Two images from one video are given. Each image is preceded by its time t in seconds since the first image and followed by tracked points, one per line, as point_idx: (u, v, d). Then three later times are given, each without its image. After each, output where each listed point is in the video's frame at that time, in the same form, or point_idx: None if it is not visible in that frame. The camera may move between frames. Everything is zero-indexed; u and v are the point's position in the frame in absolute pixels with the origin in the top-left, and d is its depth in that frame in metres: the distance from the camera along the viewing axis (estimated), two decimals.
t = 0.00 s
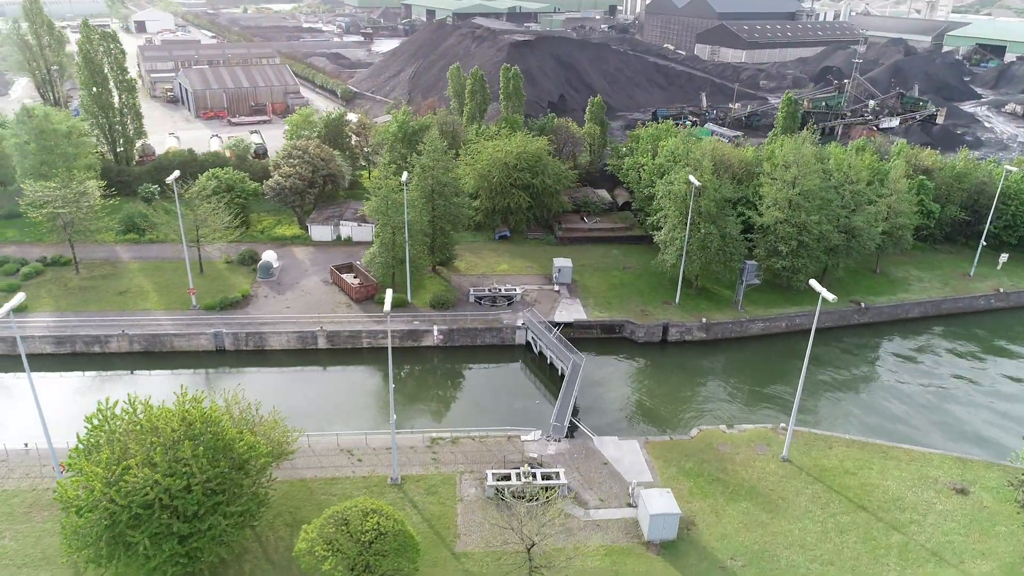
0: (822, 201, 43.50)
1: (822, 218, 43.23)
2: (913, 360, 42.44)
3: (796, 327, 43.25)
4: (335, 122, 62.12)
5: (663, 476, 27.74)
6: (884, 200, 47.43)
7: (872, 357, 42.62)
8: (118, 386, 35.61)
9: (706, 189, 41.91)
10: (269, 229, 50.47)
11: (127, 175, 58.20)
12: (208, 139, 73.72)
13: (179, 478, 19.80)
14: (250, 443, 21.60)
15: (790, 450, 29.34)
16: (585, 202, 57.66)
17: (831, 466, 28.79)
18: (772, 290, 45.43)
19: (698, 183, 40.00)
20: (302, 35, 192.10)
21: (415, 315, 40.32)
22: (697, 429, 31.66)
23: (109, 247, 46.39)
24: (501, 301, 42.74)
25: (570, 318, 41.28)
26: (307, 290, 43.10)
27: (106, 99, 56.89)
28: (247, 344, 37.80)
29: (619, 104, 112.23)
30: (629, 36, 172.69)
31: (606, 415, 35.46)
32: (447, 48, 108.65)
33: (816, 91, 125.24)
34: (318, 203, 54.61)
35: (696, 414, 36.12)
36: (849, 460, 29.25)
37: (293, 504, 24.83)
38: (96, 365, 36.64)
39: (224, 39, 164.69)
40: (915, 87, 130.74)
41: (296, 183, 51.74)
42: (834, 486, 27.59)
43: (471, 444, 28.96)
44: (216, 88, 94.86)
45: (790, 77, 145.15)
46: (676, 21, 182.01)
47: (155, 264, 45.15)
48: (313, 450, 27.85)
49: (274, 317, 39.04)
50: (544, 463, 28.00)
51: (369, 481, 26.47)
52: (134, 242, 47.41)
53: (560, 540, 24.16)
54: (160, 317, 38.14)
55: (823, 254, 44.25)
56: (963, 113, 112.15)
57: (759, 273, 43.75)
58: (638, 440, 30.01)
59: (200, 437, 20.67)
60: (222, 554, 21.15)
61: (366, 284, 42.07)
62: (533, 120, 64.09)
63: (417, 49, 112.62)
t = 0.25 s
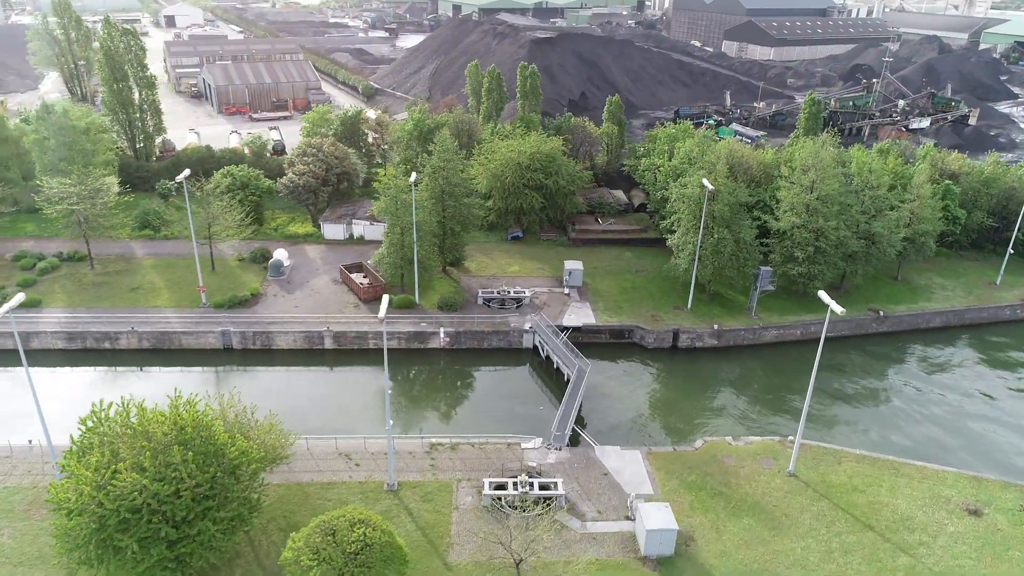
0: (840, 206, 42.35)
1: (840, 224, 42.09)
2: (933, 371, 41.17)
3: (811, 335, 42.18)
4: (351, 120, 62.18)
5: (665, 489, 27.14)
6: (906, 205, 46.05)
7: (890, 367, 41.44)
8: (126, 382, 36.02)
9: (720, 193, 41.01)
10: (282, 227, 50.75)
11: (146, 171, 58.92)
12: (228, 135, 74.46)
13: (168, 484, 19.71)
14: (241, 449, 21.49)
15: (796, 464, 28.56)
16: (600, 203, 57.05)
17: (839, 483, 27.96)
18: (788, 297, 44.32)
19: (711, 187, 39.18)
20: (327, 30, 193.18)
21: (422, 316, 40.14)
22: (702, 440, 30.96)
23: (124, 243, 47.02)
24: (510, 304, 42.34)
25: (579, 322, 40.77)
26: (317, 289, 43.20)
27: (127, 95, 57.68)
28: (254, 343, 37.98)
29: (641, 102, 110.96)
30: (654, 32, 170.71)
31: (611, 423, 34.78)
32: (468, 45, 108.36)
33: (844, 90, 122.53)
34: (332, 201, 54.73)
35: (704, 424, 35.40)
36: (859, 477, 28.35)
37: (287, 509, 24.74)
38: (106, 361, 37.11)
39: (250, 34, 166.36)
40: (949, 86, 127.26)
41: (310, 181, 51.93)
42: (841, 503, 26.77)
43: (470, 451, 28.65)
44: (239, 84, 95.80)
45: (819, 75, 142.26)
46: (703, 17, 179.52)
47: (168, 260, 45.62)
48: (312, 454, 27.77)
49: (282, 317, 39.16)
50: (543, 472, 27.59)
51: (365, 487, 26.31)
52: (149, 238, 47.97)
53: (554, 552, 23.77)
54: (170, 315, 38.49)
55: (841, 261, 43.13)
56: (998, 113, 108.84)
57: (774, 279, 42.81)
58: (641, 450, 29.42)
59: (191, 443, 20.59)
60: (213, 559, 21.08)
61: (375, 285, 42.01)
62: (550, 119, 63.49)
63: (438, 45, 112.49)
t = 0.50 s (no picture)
0: (858, 212, 41.30)
1: (857, 230, 41.06)
2: (952, 382, 39.98)
3: (826, 343, 41.20)
4: (366, 117, 62.28)
5: (665, 502, 26.63)
6: (928, 211, 44.78)
7: (906, 377, 40.36)
8: (135, 379, 36.38)
9: (733, 197, 40.28)
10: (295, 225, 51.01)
11: (164, 167, 59.63)
12: (248, 132, 75.11)
13: (158, 487, 19.74)
14: (234, 454, 21.48)
15: (802, 479, 27.87)
16: (614, 204, 56.45)
17: (846, 499, 27.23)
18: (803, 305, 43.32)
19: (724, 191, 38.43)
20: (352, 26, 194.06)
21: (429, 318, 39.99)
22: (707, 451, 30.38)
23: (139, 239, 47.58)
24: (518, 306, 42.03)
25: (587, 327, 40.30)
26: (326, 288, 43.28)
27: (146, 92, 58.42)
28: (261, 343, 38.13)
29: (663, 100, 109.69)
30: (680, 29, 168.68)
31: (615, 431, 34.13)
32: (489, 42, 108.02)
33: (873, 88, 119.87)
34: (345, 199, 54.88)
35: (711, 433, 34.76)
36: (867, 493, 27.58)
37: (282, 512, 24.73)
38: (116, 357, 37.54)
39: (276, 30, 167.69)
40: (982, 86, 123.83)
41: (323, 179, 52.10)
42: (846, 521, 26.05)
43: (469, 457, 28.40)
44: (260, 80, 96.59)
45: (847, 74, 139.43)
46: (729, 14, 176.98)
47: (182, 257, 46.06)
48: (311, 457, 27.75)
49: (290, 316, 39.29)
50: (542, 481, 27.25)
51: (362, 492, 26.18)
52: (164, 235, 48.48)
53: (549, 565, 23.43)
54: (180, 313, 38.85)
55: (858, 268, 42.10)
56: None
57: (788, 285, 41.94)
58: (643, 460, 28.93)
59: (183, 447, 20.61)
60: (204, 563, 21.12)
61: (383, 286, 41.93)
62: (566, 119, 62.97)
63: (459, 42, 112.27)
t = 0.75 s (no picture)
0: (877, 218, 40.21)
1: (876, 237, 39.97)
2: (972, 395, 38.79)
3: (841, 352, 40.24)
4: (382, 115, 62.28)
5: (665, 515, 26.16)
6: (951, 218, 43.46)
7: (924, 389, 39.27)
8: (144, 375, 36.75)
9: (747, 201, 39.45)
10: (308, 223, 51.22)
11: (182, 163, 60.29)
12: (267, 128, 75.68)
13: (149, 491, 19.78)
14: (227, 459, 21.47)
15: (808, 495, 27.19)
16: (629, 206, 55.80)
17: (853, 517, 26.51)
18: (818, 313, 42.31)
19: (737, 196, 37.63)
20: (376, 21, 194.69)
21: (436, 320, 39.81)
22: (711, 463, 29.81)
23: (154, 236, 48.10)
24: (527, 309, 41.68)
25: (595, 332, 39.79)
26: (335, 288, 43.34)
27: (165, 88, 59.07)
28: (269, 342, 38.27)
29: (685, 98, 108.24)
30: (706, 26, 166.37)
31: (620, 438, 33.57)
32: (510, 38, 107.50)
33: (903, 88, 117.02)
34: (359, 198, 54.96)
35: (718, 443, 34.10)
36: (874, 511, 26.84)
37: (278, 516, 24.75)
38: (127, 353, 37.98)
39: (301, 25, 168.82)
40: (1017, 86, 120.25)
41: (336, 177, 52.22)
42: (852, 540, 25.35)
43: (468, 464, 28.19)
44: (282, 76, 97.25)
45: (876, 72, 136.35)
46: (757, 10, 174.08)
47: (195, 254, 46.47)
48: (310, 460, 27.75)
49: (298, 316, 39.40)
50: (540, 490, 26.95)
51: (359, 497, 26.07)
52: (179, 231, 48.94)
53: None
54: (189, 310, 39.19)
55: (876, 275, 41.03)
56: None
57: (803, 293, 41.03)
58: (645, 471, 28.44)
59: (177, 451, 20.64)
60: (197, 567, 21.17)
61: (392, 286, 41.84)
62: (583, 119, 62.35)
63: (480, 39, 111.87)
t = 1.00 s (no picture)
0: (897, 224, 39.10)
1: (895, 243, 38.86)
2: (993, 408, 37.54)
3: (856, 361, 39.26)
4: (399, 112, 62.22)
5: (665, 527, 25.69)
6: (977, 224, 42.05)
7: (943, 401, 38.11)
8: (154, 370, 37.19)
9: (762, 205, 38.60)
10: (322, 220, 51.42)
11: (201, 158, 60.93)
12: (286, 123, 76.17)
13: (141, 494, 19.84)
14: (221, 461, 21.49)
15: (813, 511, 26.51)
16: (645, 206, 55.10)
17: (859, 536, 25.80)
18: (834, 320, 41.31)
19: (752, 200, 36.83)
20: (401, 15, 194.83)
21: (444, 321, 39.62)
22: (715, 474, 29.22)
23: (170, 231, 48.70)
24: (536, 311, 41.30)
25: (605, 335, 39.27)
26: (345, 286, 43.43)
27: (185, 83, 59.76)
28: (277, 339, 38.45)
29: (710, 95, 106.58)
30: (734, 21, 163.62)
31: (625, 444, 33.03)
32: (532, 34, 106.75)
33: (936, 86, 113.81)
34: (373, 195, 55.01)
35: (725, 453, 33.39)
36: (881, 529, 26.14)
37: (275, 517, 24.81)
38: (138, 348, 38.54)
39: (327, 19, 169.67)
40: None
41: (351, 174, 52.30)
42: (856, 560, 24.67)
43: (468, 469, 27.98)
44: (304, 70, 97.77)
45: (909, 69, 132.89)
46: (787, 5, 170.68)
47: (209, 250, 46.89)
48: (310, 461, 27.80)
49: (307, 314, 39.53)
50: (539, 498, 26.64)
51: (356, 500, 25.99)
52: (195, 226, 49.45)
53: None
54: (200, 307, 39.59)
55: (896, 283, 39.90)
56: None
57: (818, 299, 40.04)
58: (647, 481, 27.94)
59: (169, 453, 20.67)
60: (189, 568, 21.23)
61: (401, 286, 41.74)
62: (600, 117, 61.62)
63: (502, 34, 111.24)
